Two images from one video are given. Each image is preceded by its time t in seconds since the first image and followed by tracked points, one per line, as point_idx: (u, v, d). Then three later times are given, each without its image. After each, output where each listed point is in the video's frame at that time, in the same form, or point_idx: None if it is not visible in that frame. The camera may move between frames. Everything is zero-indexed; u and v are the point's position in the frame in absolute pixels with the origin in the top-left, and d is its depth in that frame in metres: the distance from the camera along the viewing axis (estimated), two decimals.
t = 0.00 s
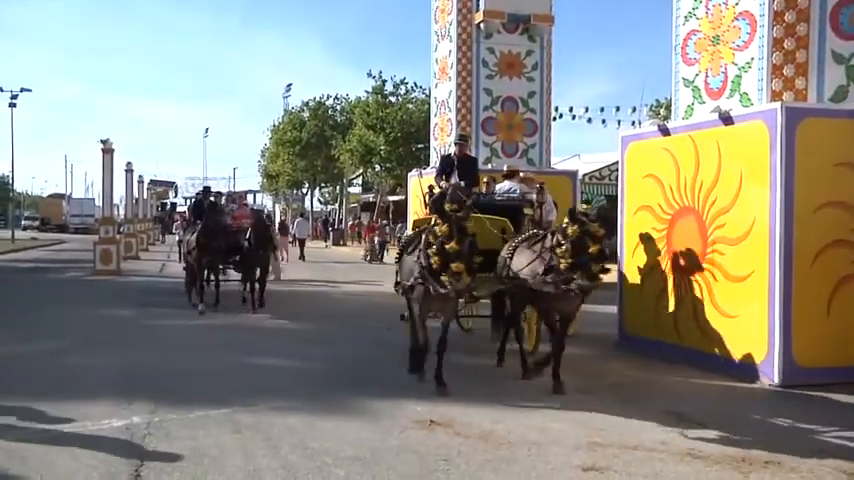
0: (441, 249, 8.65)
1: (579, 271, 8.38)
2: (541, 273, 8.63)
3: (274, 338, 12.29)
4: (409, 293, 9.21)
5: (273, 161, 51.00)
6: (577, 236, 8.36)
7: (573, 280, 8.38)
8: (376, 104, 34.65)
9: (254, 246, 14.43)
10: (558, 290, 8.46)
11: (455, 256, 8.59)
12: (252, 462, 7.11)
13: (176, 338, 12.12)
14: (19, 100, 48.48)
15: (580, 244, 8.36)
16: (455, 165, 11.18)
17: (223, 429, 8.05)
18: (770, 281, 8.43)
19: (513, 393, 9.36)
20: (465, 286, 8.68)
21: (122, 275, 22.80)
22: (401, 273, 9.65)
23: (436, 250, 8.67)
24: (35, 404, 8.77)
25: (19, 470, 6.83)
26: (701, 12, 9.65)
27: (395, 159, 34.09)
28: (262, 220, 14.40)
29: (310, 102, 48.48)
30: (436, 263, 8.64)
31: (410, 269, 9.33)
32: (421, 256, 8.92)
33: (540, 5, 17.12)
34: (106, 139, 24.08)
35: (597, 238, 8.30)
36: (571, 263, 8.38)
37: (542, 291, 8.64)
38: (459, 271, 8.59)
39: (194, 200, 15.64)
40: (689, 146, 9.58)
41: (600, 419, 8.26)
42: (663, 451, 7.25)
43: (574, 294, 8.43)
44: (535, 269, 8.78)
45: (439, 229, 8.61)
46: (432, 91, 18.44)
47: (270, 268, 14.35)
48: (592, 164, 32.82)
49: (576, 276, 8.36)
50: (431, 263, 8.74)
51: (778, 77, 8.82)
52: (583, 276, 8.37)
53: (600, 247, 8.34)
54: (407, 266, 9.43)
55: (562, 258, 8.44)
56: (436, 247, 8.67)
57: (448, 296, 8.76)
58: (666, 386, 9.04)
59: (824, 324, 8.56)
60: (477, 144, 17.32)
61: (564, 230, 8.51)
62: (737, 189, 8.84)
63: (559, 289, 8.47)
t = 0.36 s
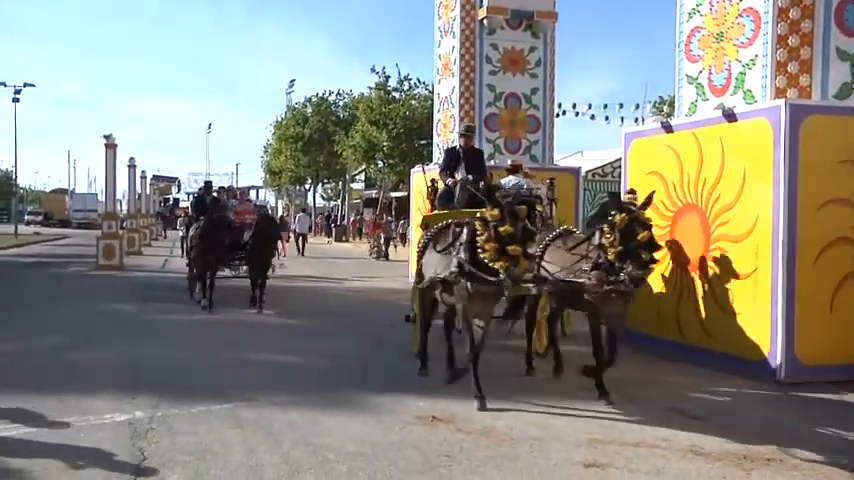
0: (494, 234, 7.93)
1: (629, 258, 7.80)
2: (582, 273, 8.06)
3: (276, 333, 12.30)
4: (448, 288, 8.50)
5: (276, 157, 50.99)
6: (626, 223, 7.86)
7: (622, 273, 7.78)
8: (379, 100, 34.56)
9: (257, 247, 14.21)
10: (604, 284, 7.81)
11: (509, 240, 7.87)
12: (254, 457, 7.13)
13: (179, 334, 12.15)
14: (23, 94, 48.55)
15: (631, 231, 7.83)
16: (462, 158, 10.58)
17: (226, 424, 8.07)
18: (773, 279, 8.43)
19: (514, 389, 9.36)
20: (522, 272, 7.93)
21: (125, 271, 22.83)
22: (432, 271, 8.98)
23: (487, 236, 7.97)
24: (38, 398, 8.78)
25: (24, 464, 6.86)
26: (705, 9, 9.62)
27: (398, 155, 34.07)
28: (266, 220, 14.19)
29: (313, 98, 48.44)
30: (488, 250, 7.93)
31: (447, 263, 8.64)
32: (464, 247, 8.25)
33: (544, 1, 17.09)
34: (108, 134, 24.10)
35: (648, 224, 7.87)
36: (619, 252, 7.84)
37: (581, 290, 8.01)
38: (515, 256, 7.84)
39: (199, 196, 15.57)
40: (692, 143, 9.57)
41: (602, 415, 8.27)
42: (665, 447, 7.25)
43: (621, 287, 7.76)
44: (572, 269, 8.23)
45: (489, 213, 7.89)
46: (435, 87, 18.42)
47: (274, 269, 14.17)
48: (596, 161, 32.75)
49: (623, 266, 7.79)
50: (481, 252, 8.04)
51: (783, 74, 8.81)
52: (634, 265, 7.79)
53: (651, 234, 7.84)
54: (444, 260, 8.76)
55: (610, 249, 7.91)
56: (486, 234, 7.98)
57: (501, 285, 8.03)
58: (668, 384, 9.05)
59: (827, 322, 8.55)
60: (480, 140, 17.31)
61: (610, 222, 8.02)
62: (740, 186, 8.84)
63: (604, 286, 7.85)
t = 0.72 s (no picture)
0: (563, 244, 7.27)
1: (694, 261, 7.35)
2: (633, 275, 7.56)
3: (276, 330, 12.30)
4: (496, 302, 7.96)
5: (277, 153, 50.92)
6: (690, 225, 7.38)
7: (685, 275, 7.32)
8: (381, 97, 34.47)
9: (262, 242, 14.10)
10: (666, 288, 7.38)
11: (582, 252, 7.24)
12: (253, 453, 7.14)
13: (179, 329, 12.15)
14: (24, 88, 48.48)
15: (695, 232, 7.34)
16: (471, 153, 10.81)
17: (225, 420, 8.08)
18: (774, 280, 8.44)
19: (514, 388, 9.36)
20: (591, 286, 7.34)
21: (126, 266, 22.83)
22: (474, 280, 8.42)
23: (554, 246, 7.30)
24: (37, 393, 8.79)
25: (23, 458, 6.87)
26: (708, 10, 9.62)
27: (399, 153, 34.03)
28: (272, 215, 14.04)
29: (315, 94, 48.38)
30: (555, 263, 7.28)
31: (495, 275, 8.09)
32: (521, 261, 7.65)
33: None
34: (110, 129, 24.09)
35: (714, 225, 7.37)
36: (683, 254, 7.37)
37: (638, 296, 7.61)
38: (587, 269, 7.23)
39: (200, 190, 15.40)
40: (693, 144, 9.58)
41: (601, 415, 8.28)
42: (663, 447, 7.26)
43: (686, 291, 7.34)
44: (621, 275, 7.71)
45: (558, 221, 7.25)
46: (437, 85, 18.40)
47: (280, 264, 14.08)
48: (598, 161, 32.67)
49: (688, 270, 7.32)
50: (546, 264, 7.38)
51: (785, 75, 8.81)
52: (699, 268, 7.33)
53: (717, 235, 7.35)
54: (489, 272, 8.20)
55: (671, 252, 7.42)
56: (553, 244, 7.31)
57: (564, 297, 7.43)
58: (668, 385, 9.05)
59: (828, 324, 8.57)
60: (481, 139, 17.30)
61: (670, 224, 7.52)
62: (741, 187, 8.84)
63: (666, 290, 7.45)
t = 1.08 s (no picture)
0: (652, 255, 6.41)
1: (784, 273, 6.28)
2: (705, 285, 6.58)
3: (283, 326, 12.33)
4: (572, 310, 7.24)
5: (284, 149, 50.96)
6: (778, 233, 6.29)
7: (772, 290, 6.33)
8: (388, 93, 34.45)
9: (272, 239, 14.09)
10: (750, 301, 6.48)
11: (670, 265, 6.46)
12: (260, 449, 7.17)
13: (185, 325, 12.18)
14: (31, 84, 48.65)
15: (785, 242, 6.27)
16: (491, 147, 10.63)
17: (232, 416, 8.10)
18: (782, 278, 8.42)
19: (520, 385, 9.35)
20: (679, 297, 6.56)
21: (133, 261, 22.91)
22: (535, 285, 7.77)
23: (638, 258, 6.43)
24: (44, 388, 8.82)
25: (31, 452, 6.91)
26: (716, 6, 9.58)
27: (406, 149, 33.99)
28: (285, 213, 13.94)
29: (322, 91, 48.41)
30: (643, 275, 6.41)
31: (566, 280, 7.38)
32: (598, 264, 6.88)
33: None
34: (117, 125, 24.16)
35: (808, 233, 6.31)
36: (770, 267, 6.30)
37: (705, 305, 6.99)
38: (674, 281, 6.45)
39: (208, 185, 15.53)
40: (700, 141, 9.55)
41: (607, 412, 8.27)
42: (670, 445, 7.25)
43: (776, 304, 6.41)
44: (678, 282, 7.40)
45: (647, 229, 6.38)
46: (444, 82, 18.39)
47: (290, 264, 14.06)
48: (605, 158, 32.57)
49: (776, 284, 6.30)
50: (630, 274, 6.51)
51: (793, 72, 8.78)
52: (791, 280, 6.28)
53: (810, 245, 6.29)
54: (557, 276, 7.50)
55: (755, 263, 6.36)
56: (639, 254, 6.44)
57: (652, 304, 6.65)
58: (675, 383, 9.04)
59: (836, 323, 8.55)
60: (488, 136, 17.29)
61: (752, 230, 6.43)
62: (749, 185, 8.82)
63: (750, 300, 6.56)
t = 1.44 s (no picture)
0: (754, 251, 5.82)
1: None
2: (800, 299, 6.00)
3: (290, 324, 12.37)
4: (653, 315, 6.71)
5: (291, 148, 51.01)
6: None
7: None
8: (395, 91, 34.48)
9: (288, 236, 13.96)
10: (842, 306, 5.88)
11: (777, 261, 5.80)
12: (266, 446, 7.19)
13: (192, 323, 12.23)
14: (40, 82, 48.90)
15: None
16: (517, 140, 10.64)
17: (239, 413, 8.12)
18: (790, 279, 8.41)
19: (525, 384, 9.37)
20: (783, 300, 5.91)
21: (140, 259, 22.99)
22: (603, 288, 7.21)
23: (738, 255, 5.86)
24: (51, 385, 8.85)
25: (40, 448, 6.95)
26: (724, 4, 9.54)
27: (413, 148, 33.99)
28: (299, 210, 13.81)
29: (329, 89, 48.47)
30: (743, 273, 5.84)
31: (642, 281, 6.81)
32: (686, 265, 6.38)
33: None
34: (125, 124, 24.26)
35: None
36: None
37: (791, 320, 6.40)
38: (782, 280, 5.80)
39: (217, 181, 15.44)
40: (709, 140, 9.51)
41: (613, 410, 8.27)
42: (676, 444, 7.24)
43: None
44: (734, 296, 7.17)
45: (748, 224, 5.82)
46: (451, 80, 18.38)
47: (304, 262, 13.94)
48: (613, 156, 32.46)
49: None
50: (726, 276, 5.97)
51: (802, 71, 8.76)
52: None
53: None
54: (633, 277, 6.94)
55: (834, 263, 5.77)
56: (737, 253, 5.89)
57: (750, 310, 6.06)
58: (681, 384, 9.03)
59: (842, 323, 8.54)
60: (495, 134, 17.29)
61: (832, 229, 5.81)
62: (757, 184, 8.81)
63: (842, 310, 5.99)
